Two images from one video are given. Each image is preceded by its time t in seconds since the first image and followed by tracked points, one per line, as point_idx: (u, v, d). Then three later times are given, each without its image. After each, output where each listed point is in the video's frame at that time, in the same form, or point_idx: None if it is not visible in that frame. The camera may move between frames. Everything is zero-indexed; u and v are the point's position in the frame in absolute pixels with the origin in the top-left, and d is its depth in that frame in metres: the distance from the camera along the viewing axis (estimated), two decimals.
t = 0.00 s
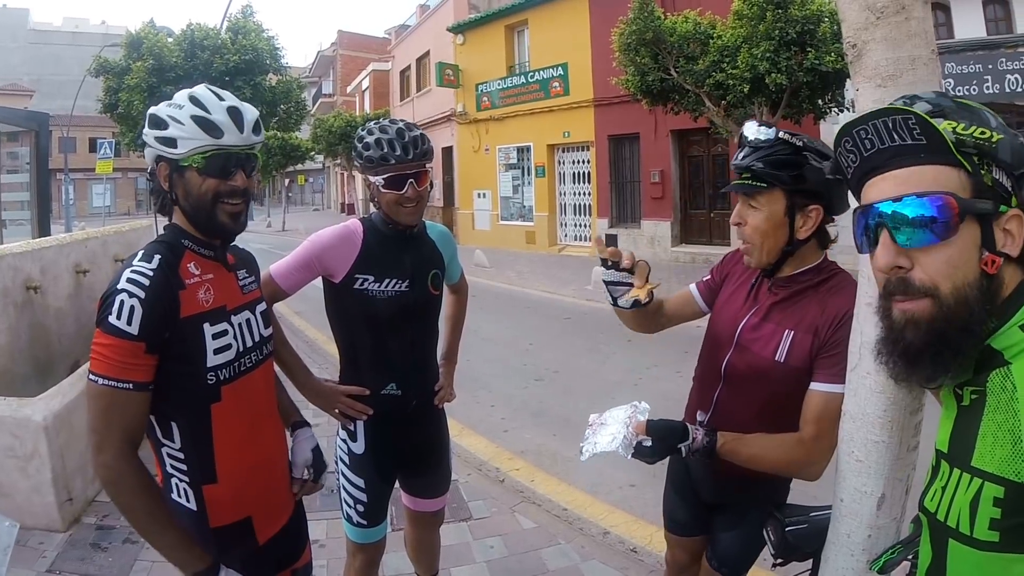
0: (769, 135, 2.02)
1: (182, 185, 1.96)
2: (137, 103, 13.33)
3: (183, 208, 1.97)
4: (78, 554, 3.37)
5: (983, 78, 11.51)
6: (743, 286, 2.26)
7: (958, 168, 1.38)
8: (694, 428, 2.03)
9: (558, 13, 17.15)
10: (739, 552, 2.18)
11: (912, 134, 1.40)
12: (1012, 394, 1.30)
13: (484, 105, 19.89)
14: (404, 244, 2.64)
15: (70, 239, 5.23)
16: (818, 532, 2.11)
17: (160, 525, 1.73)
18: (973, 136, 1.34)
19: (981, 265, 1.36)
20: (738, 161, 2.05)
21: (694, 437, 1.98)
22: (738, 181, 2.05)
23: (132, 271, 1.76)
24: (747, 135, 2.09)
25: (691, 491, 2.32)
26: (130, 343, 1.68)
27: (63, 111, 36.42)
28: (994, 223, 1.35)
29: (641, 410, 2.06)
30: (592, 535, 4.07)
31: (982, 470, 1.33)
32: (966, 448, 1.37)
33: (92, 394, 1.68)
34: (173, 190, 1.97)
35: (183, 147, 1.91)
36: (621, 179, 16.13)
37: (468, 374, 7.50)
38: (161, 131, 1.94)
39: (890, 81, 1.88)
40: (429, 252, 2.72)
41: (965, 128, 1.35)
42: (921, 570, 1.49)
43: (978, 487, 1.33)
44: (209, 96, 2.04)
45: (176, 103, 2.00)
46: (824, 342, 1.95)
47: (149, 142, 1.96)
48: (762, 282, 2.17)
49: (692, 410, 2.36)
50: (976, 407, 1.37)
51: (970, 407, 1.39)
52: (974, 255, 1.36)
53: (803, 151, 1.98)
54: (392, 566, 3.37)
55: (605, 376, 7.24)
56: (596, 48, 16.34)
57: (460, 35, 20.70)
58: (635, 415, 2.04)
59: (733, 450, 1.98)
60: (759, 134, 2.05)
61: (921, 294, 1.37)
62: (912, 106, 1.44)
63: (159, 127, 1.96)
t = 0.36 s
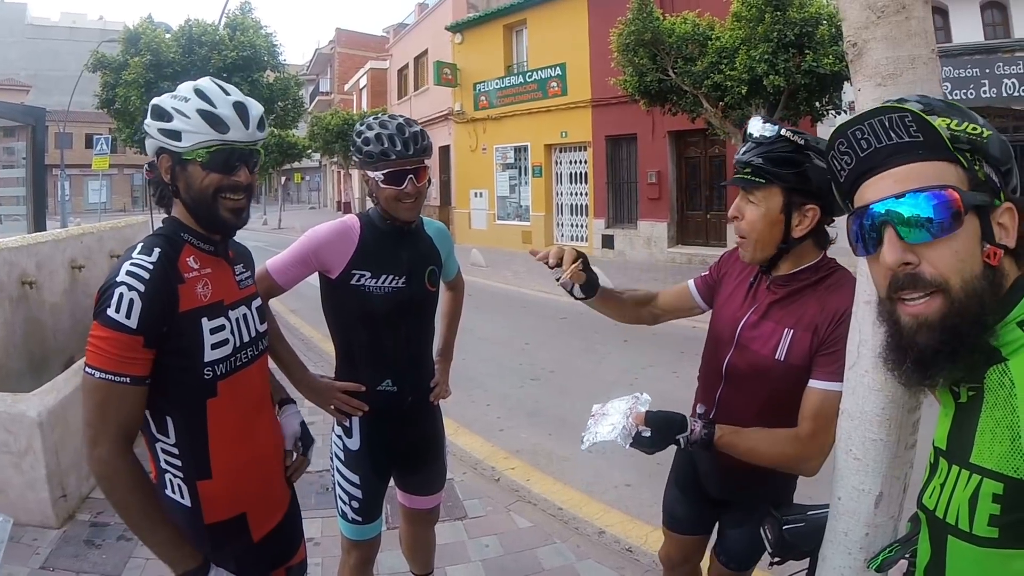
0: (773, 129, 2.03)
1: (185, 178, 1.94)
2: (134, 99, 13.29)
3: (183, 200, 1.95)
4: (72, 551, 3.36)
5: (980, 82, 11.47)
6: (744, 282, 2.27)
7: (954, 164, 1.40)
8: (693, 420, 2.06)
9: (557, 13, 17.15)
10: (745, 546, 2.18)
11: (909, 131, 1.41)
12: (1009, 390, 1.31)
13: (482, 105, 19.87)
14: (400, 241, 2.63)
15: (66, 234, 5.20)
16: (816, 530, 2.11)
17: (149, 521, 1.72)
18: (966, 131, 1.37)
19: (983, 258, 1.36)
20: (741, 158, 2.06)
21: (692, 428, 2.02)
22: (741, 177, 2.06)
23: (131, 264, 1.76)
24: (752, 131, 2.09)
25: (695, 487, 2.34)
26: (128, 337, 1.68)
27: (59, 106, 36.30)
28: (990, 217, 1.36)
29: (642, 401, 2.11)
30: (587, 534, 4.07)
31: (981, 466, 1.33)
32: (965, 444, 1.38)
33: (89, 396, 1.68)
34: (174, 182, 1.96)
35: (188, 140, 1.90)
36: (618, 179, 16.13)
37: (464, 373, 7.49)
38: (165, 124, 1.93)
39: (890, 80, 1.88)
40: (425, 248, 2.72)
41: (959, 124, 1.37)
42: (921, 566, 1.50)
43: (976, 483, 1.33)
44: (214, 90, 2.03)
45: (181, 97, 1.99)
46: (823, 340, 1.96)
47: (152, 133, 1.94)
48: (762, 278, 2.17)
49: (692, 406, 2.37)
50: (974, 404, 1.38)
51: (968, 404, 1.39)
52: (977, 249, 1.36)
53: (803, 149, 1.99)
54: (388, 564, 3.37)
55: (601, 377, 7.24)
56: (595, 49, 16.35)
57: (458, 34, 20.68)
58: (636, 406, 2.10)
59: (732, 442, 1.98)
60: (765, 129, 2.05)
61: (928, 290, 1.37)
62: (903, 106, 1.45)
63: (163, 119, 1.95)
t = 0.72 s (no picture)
0: (752, 136, 2.03)
1: (206, 182, 1.95)
2: (130, 101, 13.28)
3: (199, 204, 1.96)
4: (72, 555, 3.35)
5: (976, 81, 11.57)
6: (734, 289, 2.26)
7: (949, 162, 1.40)
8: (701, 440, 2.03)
9: (552, 13, 17.16)
10: (725, 547, 2.15)
11: (903, 129, 1.42)
12: (1004, 388, 1.31)
13: (478, 105, 19.87)
14: (398, 242, 2.62)
15: (62, 237, 5.18)
16: (816, 526, 2.12)
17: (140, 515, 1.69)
18: (962, 129, 1.37)
19: (976, 255, 1.36)
20: (726, 166, 2.03)
21: (703, 452, 1.98)
22: (726, 190, 2.02)
23: (129, 268, 1.75)
24: (732, 137, 2.08)
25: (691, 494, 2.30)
26: (122, 340, 1.67)
27: (55, 109, 36.25)
28: (985, 215, 1.36)
29: (639, 430, 2.02)
30: (587, 533, 4.08)
31: (977, 463, 1.34)
32: (961, 441, 1.38)
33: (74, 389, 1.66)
34: (192, 186, 1.95)
35: (221, 145, 1.92)
36: (615, 178, 16.15)
37: (461, 373, 7.48)
38: (193, 127, 1.92)
39: (888, 78, 1.89)
40: (424, 248, 2.71)
41: (955, 122, 1.37)
42: (919, 563, 1.50)
43: (973, 480, 1.34)
44: (235, 94, 2.05)
45: (205, 99, 1.98)
46: (820, 343, 1.96)
47: (173, 135, 1.90)
48: (752, 285, 2.15)
49: (688, 417, 2.35)
50: (971, 400, 1.39)
51: (964, 401, 1.40)
52: (971, 245, 1.36)
53: (789, 151, 1.99)
54: (388, 565, 3.37)
55: (599, 376, 7.25)
56: (591, 48, 16.36)
57: (454, 35, 20.66)
58: (636, 436, 2.00)
59: (736, 459, 1.99)
60: (742, 135, 2.05)
61: (920, 283, 1.38)
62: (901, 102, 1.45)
63: (189, 121, 1.92)
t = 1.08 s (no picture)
0: (747, 136, 2.00)
1: (226, 188, 1.98)
2: (124, 102, 13.24)
3: (212, 209, 1.97)
4: (70, 559, 3.34)
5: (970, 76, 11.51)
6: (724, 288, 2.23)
7: (883, 179, 1.47)
8: (700, 437, 2.02)
9: (546, 10, 17.15)
10: (710, 536, 2.09)
11: (846, 150, 1.54)
12: (1004, 381, 1.31)
13: (472, 103, 19.85)
14: (398, 242, 2.61)
15: (57, 239, 5.16)
16: (816, 522, 2.13)
17: (90, 452, 1.64)
18: (889, 148, 1.42)
19: (913, 266, 1.45)
20: (714, 167, 2.04)
21: (702, 449, 1.97)
22: (714, 188, 2.04)
23: (120, 265, 1.74)
24: (727, 135, 2.06)
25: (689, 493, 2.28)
26: (98, 332, 1.64)
27: (48, 111, 36.12)
28: (921, 231, 1.42)
29: (636, 426, 2.05)
30: (586, 530, 4.08)
31: (979, 457, 1.34)
32: (962, 434, 1.38)
33: (34, 360, 1.62)
34: (210, 193, 1.96)
35: (249, 153, 1.97)
36: (610, 175, 16.15)
37: (459, 371, 7.48)
38: (221, 134, 1.93)
39: (884, 73, 1.90)
40: (423, 247, 2.71)
41: (883, 143, 1.44)
42: (921, 556, 1.50)
43: (975, 474, 1.34)
44: (246, 97, 2.08)
45: (226, 103, 1.99)
46: (818, 342, 1.94)
47: (199, 141, 1.91)
48: (742, 284, 2.12)
49: (681, 417, 2.33)
50: (971, 394, 1.38)
51: (965, 394, 1.40)
52: (907, 257, 1.46)
53: (781, 158, 1.95)
54: (388, 564, 3.37)
55: (596, 372, 7.25)
56: (585, 45, 16.35)
57: (447, 32, 20.62)
58: (634, 434, 2.02)
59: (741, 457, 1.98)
60: (738, 134, 2.03)
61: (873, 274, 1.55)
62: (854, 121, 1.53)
63: (216, 127, 1.94)
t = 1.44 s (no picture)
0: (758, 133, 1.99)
1: (207, 188, 1.93)
2: (117, 102, 13.17)
3: (199, 210, 1.93)
4: (65, 563, 3.31)
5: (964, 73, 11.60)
6: (726, 285, 2.21)
7: (885, 175, 1.46)
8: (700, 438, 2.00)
9: (541, 8, 17.13)
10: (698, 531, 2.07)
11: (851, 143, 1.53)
12: (1011, 377, 1.30)
13: (467, 102, 19.82)
14: (396, 242, 2.60)
15: (49, 240, 5.11)
16: (819, 521, 2.12)
17: (59, 457, 1.61)
18: (891, 145, 1.41)
19: (914, 263, 1.45)
20: (726, 162, 2.02)
21: (701, 450, 1.94)
22: (724, 183, 2.02)
23: (114, 261, 1.73)
24: (738, 134, 2.04)
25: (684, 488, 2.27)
26: (86, 326, 1.63)
27: (41, 111, 35.93)
28: (923, 229, 1.41)
29: (636, 430, 2.05)
30: (584, 530, 4.07)
31: (985, 453, 1.33)
32: (968, 431, 1.38)
33: (20, 347, 1.62)
34: (191, 193, 1.92)
35: (224, 150, 1.90)
36: (605, 174, 16.15)
37: (454, 371, 7.46)
38: (194, 130, 1.88)
39: (886, 69, 1.89)
40: (422, 248, 2.69)
41: (885, 138, 1.43)
42: (926, 555, 1.49)
43: (982, 470, 1.33)
44: (238, 95, 2.01)
45: (206, 100, 1.94)
46: (818, 340, 1.93)
47: (173, 138, 1.88)
48: (743, 279, 2.11)
49: (680, 415, 2.31)
50: (977, 390, 1.37)
51: (971, 390, 1.38)
52: (907, 253, 1.45)
53: (791, 156, 1.94)
54: (385, 567, 3.35)
55: (592, 371, 7.24)
56: (579, 44, 16.34)
57: (441, 31, 20.58)
58: (634, 438, 2.02)
59: (739, 456, 1.95)
60: (748, 131, 2.02)
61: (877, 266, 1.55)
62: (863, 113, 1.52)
63: (191, 123, 1.90)
